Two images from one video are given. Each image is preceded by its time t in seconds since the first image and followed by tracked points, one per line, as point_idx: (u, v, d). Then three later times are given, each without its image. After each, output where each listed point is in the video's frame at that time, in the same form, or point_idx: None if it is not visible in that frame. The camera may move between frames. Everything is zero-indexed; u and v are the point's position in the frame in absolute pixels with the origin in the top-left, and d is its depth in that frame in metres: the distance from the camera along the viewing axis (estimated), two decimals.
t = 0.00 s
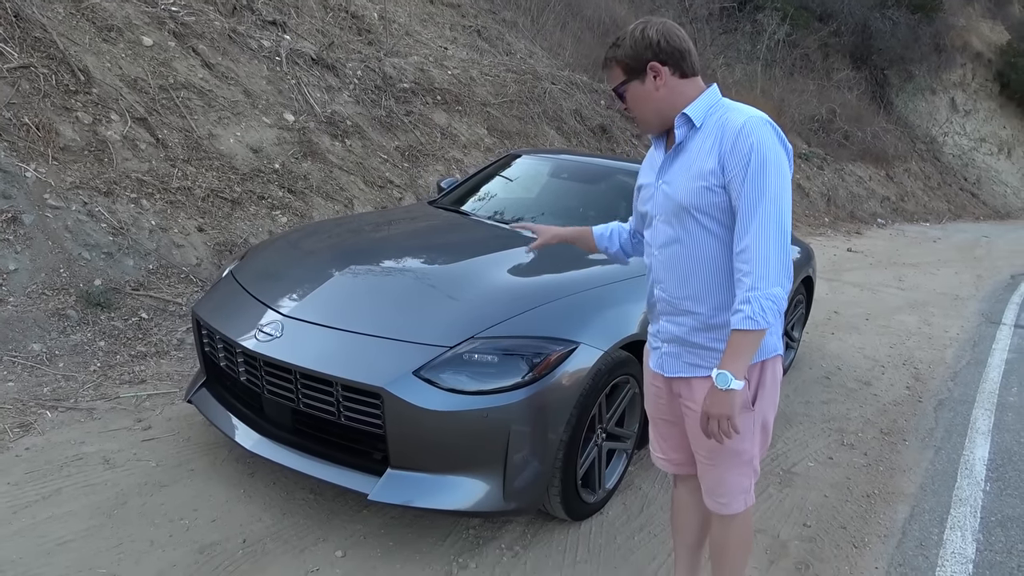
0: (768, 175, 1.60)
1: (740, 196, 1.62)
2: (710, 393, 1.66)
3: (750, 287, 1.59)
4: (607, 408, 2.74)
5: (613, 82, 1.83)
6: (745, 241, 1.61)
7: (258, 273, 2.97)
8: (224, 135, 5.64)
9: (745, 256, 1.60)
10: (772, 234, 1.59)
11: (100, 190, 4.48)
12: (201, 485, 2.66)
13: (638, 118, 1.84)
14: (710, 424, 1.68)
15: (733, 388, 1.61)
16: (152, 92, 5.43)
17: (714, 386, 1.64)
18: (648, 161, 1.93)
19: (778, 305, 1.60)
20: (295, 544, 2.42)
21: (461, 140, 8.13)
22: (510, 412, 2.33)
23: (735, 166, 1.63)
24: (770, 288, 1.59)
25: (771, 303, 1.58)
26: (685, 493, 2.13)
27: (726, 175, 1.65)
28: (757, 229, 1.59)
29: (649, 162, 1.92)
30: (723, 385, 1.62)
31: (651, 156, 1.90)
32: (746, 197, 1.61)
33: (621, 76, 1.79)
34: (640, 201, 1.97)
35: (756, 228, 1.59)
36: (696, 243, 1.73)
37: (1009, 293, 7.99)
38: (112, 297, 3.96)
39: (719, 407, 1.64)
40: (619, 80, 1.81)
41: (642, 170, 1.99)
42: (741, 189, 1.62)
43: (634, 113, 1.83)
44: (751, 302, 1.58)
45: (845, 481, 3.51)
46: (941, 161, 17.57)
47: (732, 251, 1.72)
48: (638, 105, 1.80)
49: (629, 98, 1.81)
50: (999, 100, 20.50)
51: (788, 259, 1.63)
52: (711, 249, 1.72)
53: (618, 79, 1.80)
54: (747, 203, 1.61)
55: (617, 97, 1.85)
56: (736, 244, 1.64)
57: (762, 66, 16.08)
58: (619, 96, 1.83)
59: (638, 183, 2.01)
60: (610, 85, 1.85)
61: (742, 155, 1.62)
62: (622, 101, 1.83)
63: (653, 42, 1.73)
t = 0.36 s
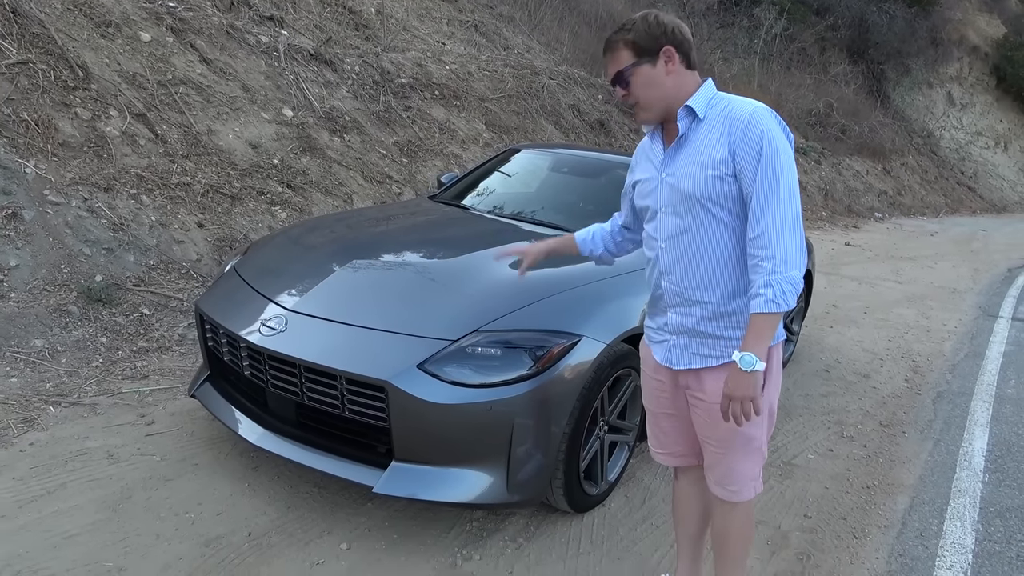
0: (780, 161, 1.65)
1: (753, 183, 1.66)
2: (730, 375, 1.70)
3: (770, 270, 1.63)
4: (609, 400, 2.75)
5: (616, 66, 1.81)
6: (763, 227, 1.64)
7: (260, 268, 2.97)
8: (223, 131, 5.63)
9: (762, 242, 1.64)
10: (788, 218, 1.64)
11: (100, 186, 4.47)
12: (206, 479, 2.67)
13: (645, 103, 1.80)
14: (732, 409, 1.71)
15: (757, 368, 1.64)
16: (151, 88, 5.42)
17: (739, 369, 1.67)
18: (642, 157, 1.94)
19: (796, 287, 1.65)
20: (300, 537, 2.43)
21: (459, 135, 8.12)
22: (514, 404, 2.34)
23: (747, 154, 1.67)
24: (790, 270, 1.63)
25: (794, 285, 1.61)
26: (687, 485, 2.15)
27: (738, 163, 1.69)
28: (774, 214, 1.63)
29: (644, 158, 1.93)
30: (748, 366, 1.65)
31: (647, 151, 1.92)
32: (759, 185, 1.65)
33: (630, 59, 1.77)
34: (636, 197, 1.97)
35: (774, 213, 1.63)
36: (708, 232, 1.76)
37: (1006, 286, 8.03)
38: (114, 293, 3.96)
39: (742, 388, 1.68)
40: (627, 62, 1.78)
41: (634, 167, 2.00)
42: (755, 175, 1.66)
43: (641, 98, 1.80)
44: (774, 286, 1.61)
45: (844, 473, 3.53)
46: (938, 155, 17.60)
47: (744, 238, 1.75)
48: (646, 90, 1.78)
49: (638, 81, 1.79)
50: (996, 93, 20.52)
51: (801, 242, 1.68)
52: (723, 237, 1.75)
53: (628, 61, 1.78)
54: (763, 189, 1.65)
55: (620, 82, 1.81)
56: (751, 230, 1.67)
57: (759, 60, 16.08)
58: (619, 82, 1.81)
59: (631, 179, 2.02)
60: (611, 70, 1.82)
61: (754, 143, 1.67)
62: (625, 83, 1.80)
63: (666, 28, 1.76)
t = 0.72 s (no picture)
0: (795, 156, 1.70)
1: (768, 175, 1.69)
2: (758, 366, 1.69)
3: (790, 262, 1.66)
4: (610, 396, 2.76)
5: (681, 23, 1.81)
6: (782, 220, 1.67)
7: (261, 264, 2.97)
8: (222, 127, 5.62)
9: (781, 234, 1.67)
10: (805, 212, 1.68)
11: (99, 182, 4.47)
12: (207, 475, 2.68)
13: (693, 70, 1.80)
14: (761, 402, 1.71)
15: (788, 358, 1.64)
16: (150, 84, 5.41)
17: (769, 359, 1.66)
18: (642, 150, 1.93)
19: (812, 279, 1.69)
20: (301, 533, 2.44)
21: (458, 132, 8.12)
22: (515, 400, 2.35)
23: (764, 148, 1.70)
24: (808, 261, 1.66)
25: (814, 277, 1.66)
26: (686, 482, 2.16)
27: (754, 156, 1.71)
28: (789, 206, 1.67)
29: (644, 151, 1.93)
30: (779, 357, 1.64)
31: (648, 143, 1.91)
32: (775, 177, 1.68)
33: (701, 23, 1.82)
34: (634, 191, 1.96)
35: (792, 207, 1.67)
36: (722, 224, 1.77)
37: (1003, 282, 8.04)
38: (113, 290, 3.96)
39: (772, 378, 1.66)
40: (691, 24, 1.81)
41: (630, 161, 1.99)
42: (772, 169, 1.69)
43: (692, 64, 1.80)
44: (796, 276, 1.64)
45: (844, 469, 3.54)
46: (936, 151, 17.61)
47: (754, 232, 1.78)
48: (700, 59, 1.81)
49: (698, 46, 1.81)
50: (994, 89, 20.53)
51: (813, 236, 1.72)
52: (735, 230, 1.77)
53: (697, 23, 1.81)
54: (780, 182, 1.68)
55: (683, 40, 1.80)
56: (767, 222, 1.70)
57: (757, 57, 16.08)
58: (684, 38, 1.80)
59: (626, 173, 2.01)
60: (675, 24, 1.81)
61: (771, 137, 1.70)
62: (686, 42, 1.80)
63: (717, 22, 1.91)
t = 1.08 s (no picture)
0: (805, 162, 1.72)
1: (781, 178, 1.71)
2: (771, 371, 1.74)
3: (801, 267, 1.68)
4: (609, 395, 2.74)
5: (695, 19, 1.81)
6: (792, 223, 1.69)
7: (258, 264, 2.96)
8: (219, 125, 5.60)
9: (792, 239, 1.69)
10: (813, 217, 1.71)
11: (96, 181, 4.45)
12: (205, 475, 2.67)
13: (707, 67, 1.80)
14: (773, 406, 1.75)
15: (800, 365, 1.68)
16: (147, 82, 5.39)
17: (783, 365, 1.70)
18: (648, 144, 1.90)
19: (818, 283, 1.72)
20: (299, 534, 2.42)
21: (456, 129, 8.09)
22: (514, 400, 2.33)
23: (778, 151, 1.71)
24: (816, 266, 1.69)
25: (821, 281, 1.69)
26: (684, 481, 2.16)
27: (767, 158, 1.72)
28: (801, 211, 1.69)
29: (649, 146, 1.90)
30: (793, 363, 1.69)
31: (656, 138, 1.89)
32: (787, 181, 1.71)
33: (714, 21, 1.82)
34: (637, 187, 1.93)
35: (804, 211, 1.69)
36: (731, 225, 1.77)
37: (1002, 280, 8.04)
38: (111, 289, 3.94)
39: (787, 384, 1.71)
40: (705, 21, 1.81)
41: (633, 155, 1.96)
42: (785, 172, 1.71)
43: (706, 61, 1.80)
44: (807, 281, 1.67)
45: (844, 467, 3.54)
46: (934, 148, 17.61)
47: (761, 234, 1.79)
48: (713, 57, 1.81)
49: (712, 43, 1.81)
50: (992, 86, 20.53)
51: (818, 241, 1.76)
52: (744, 231, 1.77)
53: (711, 20, 1.81)
54: (793, 186, 1.70)
55: (697, 38, 1.79)
56: (778, 225, 1.71)
57: (756, 54, 16.06)
58: (698, 35, 1.80)
59: (628, 167, 1.98)
60: (688, 20, 1.81)
61: (785, 140, 1.72)
62: (702, 39, 1.80)
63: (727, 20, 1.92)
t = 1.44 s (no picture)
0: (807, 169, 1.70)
1: (782, 186, 1.68)
2: (774, 381, 1.71)
3: (802, 276, 1.65)
4: (608, 406, 2.71)
5: (694, 28, 1.79)
6: (793, 232, 1.66)
7: (253, 273, 2.93)
8: (217, 132, 5.58)
9: (794, 248, 1.66)
10: (815, 225, 1.68)
11: (92, 189, 4.42)
12: (198, 488, 2.63)
13: (707, 76, 1.77)
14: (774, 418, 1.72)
15: (804, 375, 1.66)
16: (144, 89, 5.37)
17: (787, 376, 1.67)
18: (648, 154, 1.88)
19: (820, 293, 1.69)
20: (293, 548, 2.39)
21: (455, 136, 8.08)
22: (511, 411, 2.30)
23: (779, 159, 1.69)
24: (818, 276, 1.66)
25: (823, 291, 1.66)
26: (684, 494, 2.12)
27: (768, 166, 1.70)
28: (802, 218, 1.66)
29: (649, 155, 1.87)
30: (797, 373, 1.66)
31: (656, 147, 1.86)
32: (789, 188, 1.68)
33: (713, 28, 1.80)
34: (637, 196, 1.91)
35: (806, 220, 1.66)
36: (733, 234, 1.74)
37: (1003, 286, 8.02)
38: (106, 298, 3.91)
39: (791, 396, 1.68)
40: (705, 30, 1.79)
41: (633, 165, 1.93)
42: (787, 180, 1.68)
43: (706, 70, 1.77)
44: (808, 290, 1.64)
45: (845, 478, 3.50)
46: (934, 154, 17.61)
47: (762, 243, 1.76)
48: (713, 66, 1.79)
49: (712, 52, 1.79)
50: (991, 92, 20.56)
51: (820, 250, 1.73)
52: (745, 240, 1.74)
53: (710, 29, 1.79)
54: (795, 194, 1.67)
55: (697, 46, 1.77)
56: (779, 234, 1.68)
57: (755, 61, 16.08)
58: (698, 43, 1.77)
59: (628, 177, 1.95)
60: (687, 29, 1.79)
61: (785, 148, 1.69)
62: (701, 48, 1.77)
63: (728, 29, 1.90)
